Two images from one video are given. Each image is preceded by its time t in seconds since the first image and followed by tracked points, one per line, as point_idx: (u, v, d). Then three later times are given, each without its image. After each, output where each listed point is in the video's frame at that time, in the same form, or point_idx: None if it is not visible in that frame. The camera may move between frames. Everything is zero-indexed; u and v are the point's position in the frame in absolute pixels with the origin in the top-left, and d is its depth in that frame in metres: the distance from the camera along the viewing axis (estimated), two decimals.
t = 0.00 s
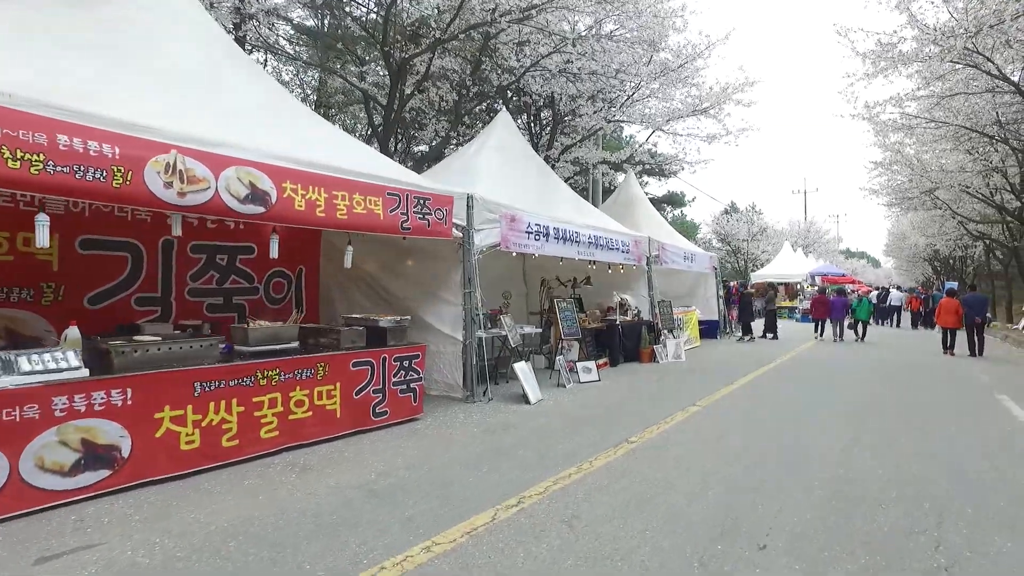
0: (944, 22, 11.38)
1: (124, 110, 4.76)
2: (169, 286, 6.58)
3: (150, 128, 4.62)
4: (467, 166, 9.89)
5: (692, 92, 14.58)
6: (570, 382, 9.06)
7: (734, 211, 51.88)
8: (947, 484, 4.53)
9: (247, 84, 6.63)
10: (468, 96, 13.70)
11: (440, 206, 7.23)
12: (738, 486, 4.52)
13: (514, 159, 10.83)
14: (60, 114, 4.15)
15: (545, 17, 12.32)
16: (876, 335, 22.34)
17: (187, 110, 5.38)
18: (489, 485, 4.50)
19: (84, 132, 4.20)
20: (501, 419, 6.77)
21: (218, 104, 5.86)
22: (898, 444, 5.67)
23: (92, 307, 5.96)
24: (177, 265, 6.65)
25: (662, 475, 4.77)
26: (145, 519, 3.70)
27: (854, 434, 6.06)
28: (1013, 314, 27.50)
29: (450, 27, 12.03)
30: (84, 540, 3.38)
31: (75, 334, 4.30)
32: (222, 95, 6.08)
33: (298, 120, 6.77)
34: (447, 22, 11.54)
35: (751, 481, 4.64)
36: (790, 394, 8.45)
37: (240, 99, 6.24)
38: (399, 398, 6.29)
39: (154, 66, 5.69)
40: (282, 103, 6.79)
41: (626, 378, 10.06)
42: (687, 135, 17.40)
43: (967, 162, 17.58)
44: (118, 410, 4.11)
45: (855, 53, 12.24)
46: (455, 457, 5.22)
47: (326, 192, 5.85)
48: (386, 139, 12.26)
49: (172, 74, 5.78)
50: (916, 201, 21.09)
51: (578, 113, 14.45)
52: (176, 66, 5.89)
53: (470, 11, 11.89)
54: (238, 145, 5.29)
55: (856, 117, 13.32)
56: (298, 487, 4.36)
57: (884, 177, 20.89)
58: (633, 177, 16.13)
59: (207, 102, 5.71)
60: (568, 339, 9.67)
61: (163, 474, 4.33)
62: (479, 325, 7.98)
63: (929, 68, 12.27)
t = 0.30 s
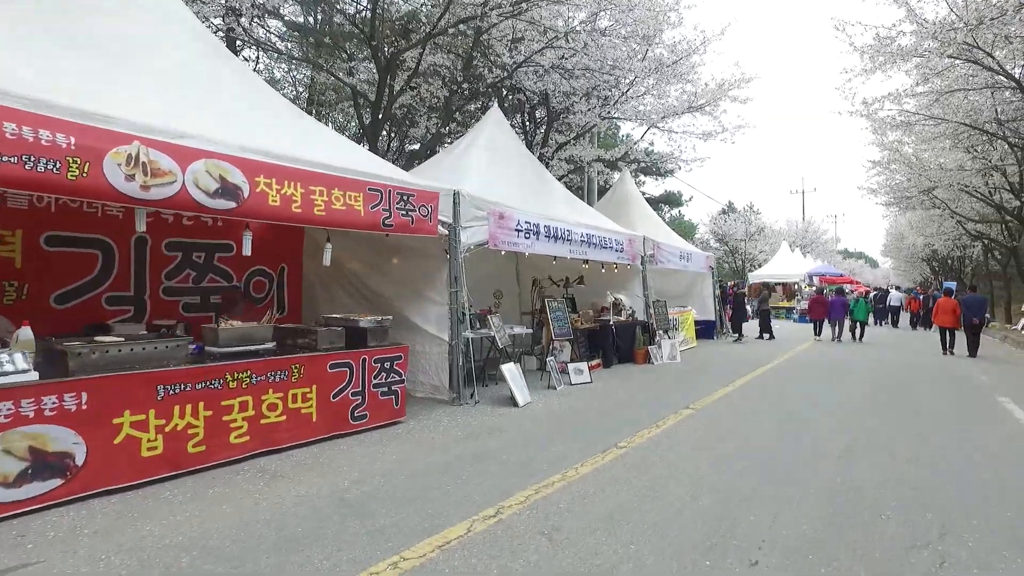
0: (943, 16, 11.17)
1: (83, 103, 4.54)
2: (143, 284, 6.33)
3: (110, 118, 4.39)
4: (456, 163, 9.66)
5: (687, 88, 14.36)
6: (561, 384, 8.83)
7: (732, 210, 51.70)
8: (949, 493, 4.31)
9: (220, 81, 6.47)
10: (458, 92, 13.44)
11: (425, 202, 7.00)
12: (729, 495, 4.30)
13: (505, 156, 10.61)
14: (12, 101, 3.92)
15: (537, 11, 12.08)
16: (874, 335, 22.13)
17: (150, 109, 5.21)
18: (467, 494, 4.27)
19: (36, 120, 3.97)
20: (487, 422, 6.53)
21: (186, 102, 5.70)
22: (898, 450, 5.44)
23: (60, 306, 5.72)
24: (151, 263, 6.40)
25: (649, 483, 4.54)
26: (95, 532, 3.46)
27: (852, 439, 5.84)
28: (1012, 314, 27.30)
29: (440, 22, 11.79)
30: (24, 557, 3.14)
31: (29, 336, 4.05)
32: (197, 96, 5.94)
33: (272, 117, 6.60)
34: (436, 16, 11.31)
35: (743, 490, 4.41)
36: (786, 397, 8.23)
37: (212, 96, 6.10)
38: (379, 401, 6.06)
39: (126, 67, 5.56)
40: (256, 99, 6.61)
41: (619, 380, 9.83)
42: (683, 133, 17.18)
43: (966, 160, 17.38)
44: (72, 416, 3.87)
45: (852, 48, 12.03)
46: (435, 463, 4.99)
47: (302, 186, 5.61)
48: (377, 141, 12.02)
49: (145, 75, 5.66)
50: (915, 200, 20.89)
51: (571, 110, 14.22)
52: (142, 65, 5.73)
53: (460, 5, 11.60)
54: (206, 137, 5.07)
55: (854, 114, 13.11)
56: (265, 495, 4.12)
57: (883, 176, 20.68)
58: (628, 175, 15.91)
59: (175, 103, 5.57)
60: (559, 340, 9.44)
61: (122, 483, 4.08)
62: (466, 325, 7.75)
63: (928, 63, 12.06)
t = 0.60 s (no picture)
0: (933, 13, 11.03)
1: (41, 94, 4.24)
2: (103, 285, 6.04)
3: (56, 108, 4.11)
4: (437, 160, 9.42)
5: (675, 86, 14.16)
6: (544, 388, 8.60)
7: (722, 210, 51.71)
8: (941, 505, 4.13)
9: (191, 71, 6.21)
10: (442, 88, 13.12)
11: (401, 200, 6.76)
12: (713, 507, 4.09)
13: (489, 154, 10.36)
14: None
15: (523, 5, 11.85)
16: (863, 335, 22.05)
17: (132, 101, 5.04)
18: (437, 508, 4.03)
19: None
20: (465, 428, 6.29)
21: (162, 93, 5.48)
22: (887, 458, 5.26)
23: (13, 309, 5.44)
24: (113, 262, 6.11)
25: (629, 495, 4.33)
26: (28, 554, 3.20)
27: (840, 446, 5.65)
28: (999, 314, 27.35)
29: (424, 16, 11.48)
30: None
31: None
32: (195, 96, 5.81)
33: (242, 110, 6.37)
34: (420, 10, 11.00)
35: (728, 502, 4.20)
36: (773, 401, 8.05)
37: (188, 86, 5.88)
38: (350, 406, 5.81)
39: (115, 64, 5.34)
40: (228, 90, 6.37)
41: (604, 382, 9.62)
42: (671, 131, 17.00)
43: (955, 160, 17.30)
44: (7, 427, 3.59)
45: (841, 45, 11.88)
46: (405, 474, 4.76)
47: (269, 182, 5.35)
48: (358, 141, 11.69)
49: (141, 73, 5.49)
50: (903, 200, 20.81)
51: (558, 107, 14.00)
52: (109, 51, 5.50)
53: None
54: (165, 130, 4.81)
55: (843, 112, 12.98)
56: (218, 509, 3.86)
57: (872, 175, 20.59)
58: (616, 173, 15.69)
59: (167, 100, 5.41)
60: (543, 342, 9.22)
61: (66, 498, 3.81)
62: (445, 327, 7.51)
63: (918, 61, 11.92)
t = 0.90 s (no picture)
0: (907, 12, 11.04)
1: (42, 93, 4.44)
2: (46, 283, 5.72)
3: None
4: (407, 156, 9.18)
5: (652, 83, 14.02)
6: (515, 389, 8.39)
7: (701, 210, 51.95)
8: (917, 512, 4.00)
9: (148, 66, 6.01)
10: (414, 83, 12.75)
11: (365, 195, 6.52)
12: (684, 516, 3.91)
13: (461, 150, 10.14)
14: None
15: None
16: (838, 334, 22.15)
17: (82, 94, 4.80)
18: (391, 519, 3.80)
19: None
20: (430, 432, 6.06)
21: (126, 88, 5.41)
22: (863, 462, 5.14)
23: None
24: (57, 260, 5.79)
25: (597, 503, 4.14)
26: None
27: (815, 450, 5.52)
28: (971, 314, 27.69)
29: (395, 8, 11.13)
30: None
31: None
32: (184, 97, 5.98)
33: (198, 102, 6.10)
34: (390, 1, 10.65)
35: (699, 511, 4.03)
36: (747, 403, 7.93)
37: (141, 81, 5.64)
38: (308, 410, 5.55)
39: (113, 63, 5.60)
40: (183, 82, 6.11)
41: (578, 383, 9.44)
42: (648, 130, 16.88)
43: (928, 160, 17.42)
44: None
45: (817, 43, 11.84)
46: (362, 481, 4.52)
47: (220, 175, 5.08)
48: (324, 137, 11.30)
49: (137, 74, 5.71)
50: (878, 200, 20.94)
51: (534, 104, 13.81)
52: (55, 45, 5.26)
53: None
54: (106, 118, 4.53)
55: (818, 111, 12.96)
56: (154, 522, 3.59)
57: (847, 176, 20.69)
58: (593, 171, 15.55)
59: (154, 100, 5.58)
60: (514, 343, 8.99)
61: None
62: (411, 328, 7.27)
63: (891, 60, 11.93)
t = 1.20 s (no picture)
0: (898, 8, 10.88)
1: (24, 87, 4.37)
2: None
3: None
4: (387, 153, 8.95)
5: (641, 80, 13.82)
6: (498, 393, 8.16)
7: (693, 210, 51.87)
8: (910, 525, 3.80)
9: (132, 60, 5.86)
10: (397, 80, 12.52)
11: (338, 191, 6.27)
12: (663, 532, 3.69)
13: (443, 147, 9.91)
14: None
15: None
16: (829, 335, 22.01)
17: (32, 81, 4.56)
18: (352, 535, 3.56)
19: None
20: (405, 439, 5.81)
21: (109, 82, 5.31)
22: (852, 471, 4.94)
23: None
24: (10, 259, 5.50)
25: (572, 516, 3.91)
26: None
27: (804, 458, 5.31)
28: (961, 314, 27.66)
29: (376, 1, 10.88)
30: None
31: None
32: (172, 92, 5.93)
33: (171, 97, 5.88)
34: None
35: (680, 525, 3.80)
36: (734, 408, 7.72)
37: (99, 69, 5.39)
38: (276, 416, 5.29)
39: (107, 60, 5.59)
40: (145, 72, 5.84)
41: (563, 386, 9.21)
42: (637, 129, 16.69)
43: (918, 160, 17.30)
44: None
45: (807, 39, 11.66)
46: (326, 493, 4.27)
47: (178, 168, 4.81)
48: (302, 134, 10.96)
49: (128, 70, 5.68)
50: (868, 200, 20.81)
51: (520, 101, 13.59)
52: (5, 30, 5.00)
53: None
54: (56, 109, 4.28)
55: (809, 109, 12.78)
56: (94, 540, 3.34)
57: (838, 175, 20.55)
58: (581, 170, 15.33)
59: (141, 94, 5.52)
60: (497, 345, 8.77)
61: None
62: (387, 329, 7.05)
63: (882, 57, 11.77)
